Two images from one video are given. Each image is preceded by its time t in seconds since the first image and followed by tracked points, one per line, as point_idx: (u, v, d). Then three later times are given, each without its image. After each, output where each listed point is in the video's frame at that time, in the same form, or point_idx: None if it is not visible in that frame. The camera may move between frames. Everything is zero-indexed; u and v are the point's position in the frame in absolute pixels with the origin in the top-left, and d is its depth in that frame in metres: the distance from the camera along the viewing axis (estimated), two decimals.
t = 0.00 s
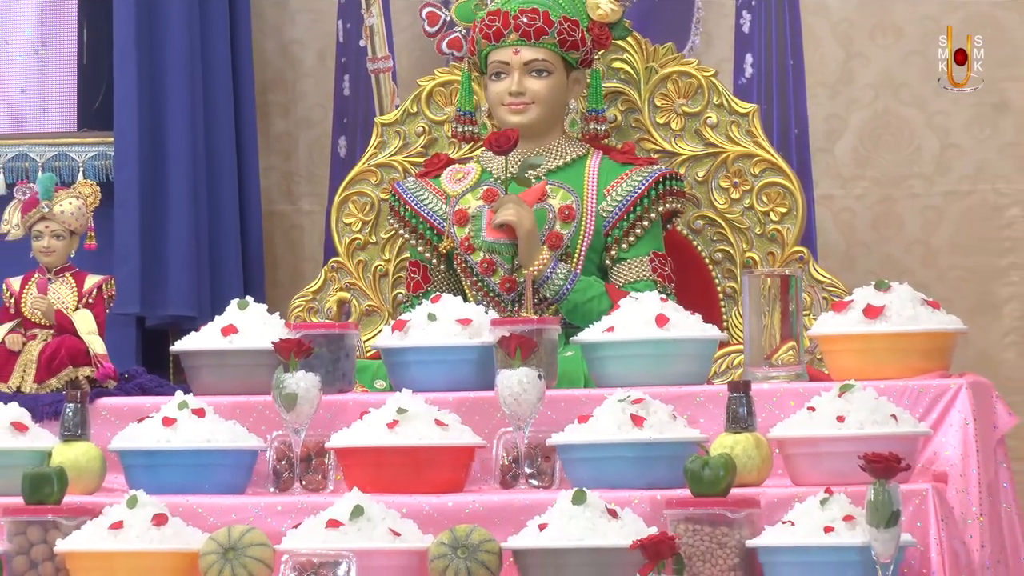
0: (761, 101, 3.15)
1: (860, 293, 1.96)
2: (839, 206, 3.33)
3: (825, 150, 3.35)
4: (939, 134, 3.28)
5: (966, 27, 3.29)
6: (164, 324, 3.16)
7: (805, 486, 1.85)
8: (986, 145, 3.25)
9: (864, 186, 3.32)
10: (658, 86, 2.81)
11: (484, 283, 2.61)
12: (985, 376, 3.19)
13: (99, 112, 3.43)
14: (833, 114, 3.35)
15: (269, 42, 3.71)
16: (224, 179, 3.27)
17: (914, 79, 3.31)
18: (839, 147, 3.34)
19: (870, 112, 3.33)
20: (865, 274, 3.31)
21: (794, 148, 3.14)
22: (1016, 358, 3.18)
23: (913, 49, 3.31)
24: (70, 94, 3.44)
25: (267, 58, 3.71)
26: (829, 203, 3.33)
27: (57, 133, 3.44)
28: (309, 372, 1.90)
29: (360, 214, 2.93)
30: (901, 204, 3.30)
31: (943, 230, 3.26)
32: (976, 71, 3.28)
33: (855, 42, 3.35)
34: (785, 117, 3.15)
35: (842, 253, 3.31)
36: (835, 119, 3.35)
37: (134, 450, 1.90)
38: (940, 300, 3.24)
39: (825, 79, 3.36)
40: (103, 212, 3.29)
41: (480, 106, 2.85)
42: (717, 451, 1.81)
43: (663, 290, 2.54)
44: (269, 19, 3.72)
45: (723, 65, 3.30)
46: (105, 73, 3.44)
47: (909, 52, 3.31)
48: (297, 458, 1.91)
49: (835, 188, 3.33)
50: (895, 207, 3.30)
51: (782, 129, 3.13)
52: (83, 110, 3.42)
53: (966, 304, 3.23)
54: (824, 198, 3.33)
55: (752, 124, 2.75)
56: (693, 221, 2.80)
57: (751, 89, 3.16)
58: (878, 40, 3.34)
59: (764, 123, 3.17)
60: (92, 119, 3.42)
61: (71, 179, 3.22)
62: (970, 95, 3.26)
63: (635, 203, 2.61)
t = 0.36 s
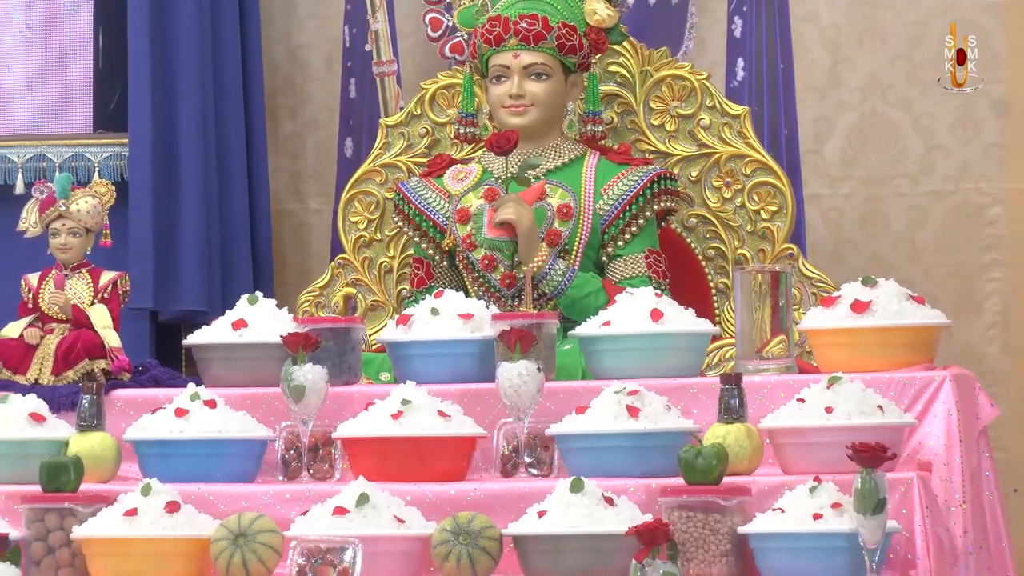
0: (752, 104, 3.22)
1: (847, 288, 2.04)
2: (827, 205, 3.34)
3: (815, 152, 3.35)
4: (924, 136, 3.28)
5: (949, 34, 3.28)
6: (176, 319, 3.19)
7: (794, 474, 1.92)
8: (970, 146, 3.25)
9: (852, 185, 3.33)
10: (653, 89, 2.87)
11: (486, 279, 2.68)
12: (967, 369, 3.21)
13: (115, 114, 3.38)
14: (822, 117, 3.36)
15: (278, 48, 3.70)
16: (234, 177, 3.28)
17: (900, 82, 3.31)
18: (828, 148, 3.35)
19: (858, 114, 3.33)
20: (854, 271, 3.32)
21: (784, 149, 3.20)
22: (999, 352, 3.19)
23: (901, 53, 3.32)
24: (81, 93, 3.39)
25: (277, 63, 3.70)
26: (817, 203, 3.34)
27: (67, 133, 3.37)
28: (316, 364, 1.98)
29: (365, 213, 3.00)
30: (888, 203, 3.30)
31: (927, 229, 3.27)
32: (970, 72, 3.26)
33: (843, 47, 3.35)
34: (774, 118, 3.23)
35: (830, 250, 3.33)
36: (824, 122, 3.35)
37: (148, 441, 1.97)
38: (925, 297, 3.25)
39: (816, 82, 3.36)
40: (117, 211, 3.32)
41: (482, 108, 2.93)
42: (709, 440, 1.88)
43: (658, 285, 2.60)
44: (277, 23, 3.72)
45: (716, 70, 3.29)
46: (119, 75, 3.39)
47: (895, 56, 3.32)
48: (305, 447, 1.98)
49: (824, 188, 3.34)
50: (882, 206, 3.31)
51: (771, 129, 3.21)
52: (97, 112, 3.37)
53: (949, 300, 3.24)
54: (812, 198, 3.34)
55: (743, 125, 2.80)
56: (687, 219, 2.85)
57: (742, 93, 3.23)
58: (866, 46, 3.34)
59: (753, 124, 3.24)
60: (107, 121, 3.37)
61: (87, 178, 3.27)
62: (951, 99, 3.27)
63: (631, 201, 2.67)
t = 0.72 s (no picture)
0: (747, 107, 3.28)
1: (838, 285, 2.11)
2: (818, 204, 3.40)
3: (806, 153, 3.41)
4: (911, 138, 3.36)
5: (936, 40, 3.36)
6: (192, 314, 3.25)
7: (787, 464, 1.99)
8: (956, 148, 3.33)
9: (843, 186, 3.39)
10: (651, 93, 2.93)
11: (489, 275, 2.75)
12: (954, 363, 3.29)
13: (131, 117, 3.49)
14: (814, 119, 3.42)
15: (289, 53, 3.76)
16: (247, 178, 3.32)
17: (889, 86, 3.39)
18: (819, 150, 3.41)
19: (848, 117, 3.40)
20: (844, 268, 3.38)
21: (777, 150, 3.27)
22: (985, 346, 3.27)
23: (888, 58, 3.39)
24: (98, 97, 3.50)
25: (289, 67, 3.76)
26: (809, 202, 3.40)
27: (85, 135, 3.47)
28: (326, 358, 2.05)
29: (373, 212, 3.06)
30: (877, 203, 3.37)
31: (915, 228, 3.34)
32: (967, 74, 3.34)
33: (834, 52, 3.42)
34: (767, 121, 3.28)
35: (821, 247, 3.39)
36: (816, 124, 3.42)
37: (163, 432, 2.04)
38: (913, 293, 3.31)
39: (808, 86, 3.42)
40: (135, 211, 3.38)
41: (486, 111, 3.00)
42: (705, 431, 1.95)
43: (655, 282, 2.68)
44: (288, 29, 3.77)
45: (711, 75, 3.36)
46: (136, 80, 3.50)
47: (884, 61, 3.39)
48: (315, 438, 2.06)
49: (816, 188, 3.40)
50: (872, 206, 3.37)
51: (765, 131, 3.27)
52: (114, 115, 3.48)
53: (937, 295, 3.32)
54: (804, 197, 3.40)
55: (738, 128, 2.87)
56: (683, 218, 2.92)
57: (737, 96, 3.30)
58: (856, 51, 3.41)
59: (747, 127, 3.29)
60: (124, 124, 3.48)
61: (105, 179, 3.35)
62: (937, 102, 3.35)
63: (630, 201, 2.73)
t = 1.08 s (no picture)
0: (742, 111, 3.31)
1: (830, 283, 2.19)
2: (811, 205, 3.47)
3: (799, 156, 3.49)
4: (901, 141, 3.42)
5: (924, 48, 3.41)
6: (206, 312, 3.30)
7: (781, 455, 2.06)
8: (944, 151, 3.38)
9: (835, 187, 3.46)
10: (649, 98, 2.99)
11: (494, 274, 2.82)
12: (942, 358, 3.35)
13: (149, 121, 3.49)
14: (806, 123, 3.50)
15: (301, 59, 3.82)
16: (262, 180, 3.37)
17: (879, 92, 3.45)
18: (812, 152, 3.49)
19: (839, 121, 3.47)
20: (836, 267, 3.45)
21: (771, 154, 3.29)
22: (972, 342, 3.33)
23: (880, 64, 3.45)
24: (109, 100, 3.50)
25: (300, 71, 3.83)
26: (802, 203, 3.48)
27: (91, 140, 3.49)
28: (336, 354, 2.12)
29: (382, 213, 3.11)
30: (867, 204, 3.44)
31: (904, 228, 3.40)
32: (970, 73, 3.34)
33: (826, 58, 3.49)
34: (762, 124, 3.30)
35: (813, 245, 3.46)
36: (808, 128, 3.50)
37: (180, 425, 2.12)
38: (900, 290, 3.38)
39: (800, 91, 3.51)
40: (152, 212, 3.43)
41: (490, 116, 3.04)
42: (702, 424, 2.03)
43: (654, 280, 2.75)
44: (300, 36, 3.84)
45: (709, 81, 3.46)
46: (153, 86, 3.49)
47: (874, 67, 3.46)
48: (325, 431, 2.14)
49: (809, 190, 3.47)
50: (863, 207, 3.44)
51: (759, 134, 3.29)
52: (133, 119, 3.49)
53: (925, 292, 3.38)
54: (796, 198, 3.48)
55: (733, 132, 2.92)
56: (681, 218, 2.97)
57: (733, 101, 3.32)
58: (847, 57, 3.48)
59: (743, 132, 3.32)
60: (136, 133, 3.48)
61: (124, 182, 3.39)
62: (925, 106, 3.40)
63: (629, 202, 2.80)
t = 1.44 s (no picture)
0: (736, 114, 3.45)
1: (820, 281, 2.28)
2: (802, 206, 3.48)
3: (790, 158, 3.49)
4: (888, 144, 3.44)
5: (912, 53, 3.43)
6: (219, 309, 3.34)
7: (773, 447, 2.14)
8: (930, 154, 3.41)
9: (826, 189, 3.48)
10: (647, 102, 3.06)
11: (496, 272, 2.90)
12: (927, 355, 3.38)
13: (165, 124, 3.57)
14: (798, 127, 3.49)
15: (309, 63, 3.76)
16: (272, 181, 3.39)
17: (869, 96, 3.46)
18: (804, 154, 3.49)
19: (830, 125, 3.48)
20: (826, 267, 3.46)
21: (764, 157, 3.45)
22: (957, 338, 3.36)
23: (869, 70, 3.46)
24: (123, 105, 3.57)
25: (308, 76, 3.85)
26: (793, 203, 3.49)
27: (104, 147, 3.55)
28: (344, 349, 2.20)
29: (389, 214, 3.18)
30: (857, 205, 3.46)
31: (892, 229, 3.43)
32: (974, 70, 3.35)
33: (817, 64, 3.48)
34: (756, 129, 3.46)
35: (804, 245, 3.47)
36: (799, 132, 3.49)
37: (193, 418, 2.20)
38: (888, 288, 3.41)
39: (791, 94, 3.50)
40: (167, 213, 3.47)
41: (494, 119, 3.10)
42: (697, 417, 2.10)
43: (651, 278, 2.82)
44: (309, 42, 3.77)
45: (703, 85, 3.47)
46: (168, 91, 3.58)
47: (863, 73, 3.47)
48: (334, 424, 2.22)
49: (800, 190, 3.49)
50: (852, 208, 3.46)
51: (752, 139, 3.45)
52: (148, 122, 3.56)
53: (912, 290, 3.41)
54: (788, 199, 3.49)
55: (728, 135, 2.99)
56: (677, 218, 3.04)
57: (726, 105, 3.45)
58: (838, 64, 3.48)
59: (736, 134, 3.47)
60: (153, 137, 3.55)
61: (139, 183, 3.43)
62: (911, 110, 3.43)
63: (627, 202, 2.88)
